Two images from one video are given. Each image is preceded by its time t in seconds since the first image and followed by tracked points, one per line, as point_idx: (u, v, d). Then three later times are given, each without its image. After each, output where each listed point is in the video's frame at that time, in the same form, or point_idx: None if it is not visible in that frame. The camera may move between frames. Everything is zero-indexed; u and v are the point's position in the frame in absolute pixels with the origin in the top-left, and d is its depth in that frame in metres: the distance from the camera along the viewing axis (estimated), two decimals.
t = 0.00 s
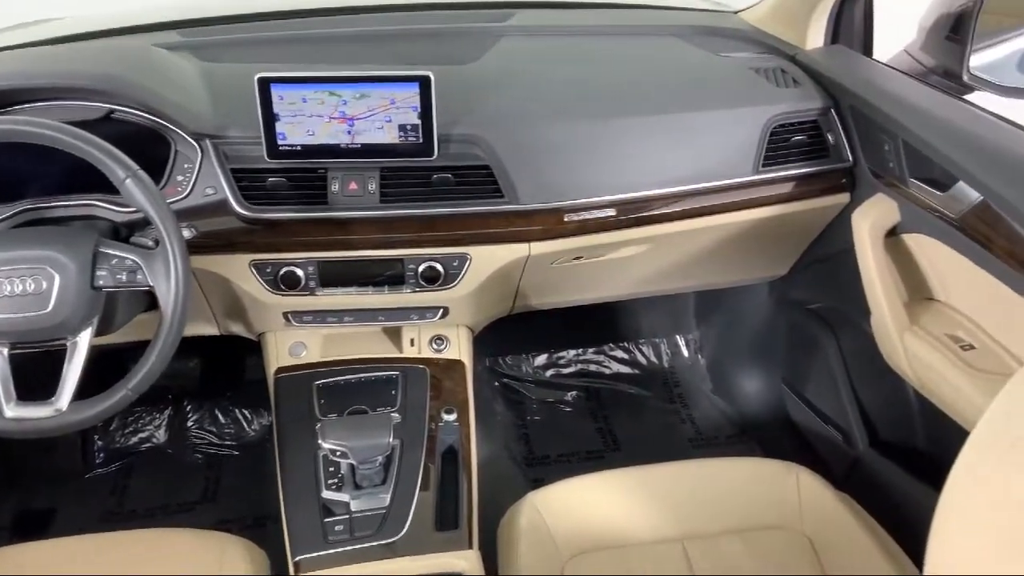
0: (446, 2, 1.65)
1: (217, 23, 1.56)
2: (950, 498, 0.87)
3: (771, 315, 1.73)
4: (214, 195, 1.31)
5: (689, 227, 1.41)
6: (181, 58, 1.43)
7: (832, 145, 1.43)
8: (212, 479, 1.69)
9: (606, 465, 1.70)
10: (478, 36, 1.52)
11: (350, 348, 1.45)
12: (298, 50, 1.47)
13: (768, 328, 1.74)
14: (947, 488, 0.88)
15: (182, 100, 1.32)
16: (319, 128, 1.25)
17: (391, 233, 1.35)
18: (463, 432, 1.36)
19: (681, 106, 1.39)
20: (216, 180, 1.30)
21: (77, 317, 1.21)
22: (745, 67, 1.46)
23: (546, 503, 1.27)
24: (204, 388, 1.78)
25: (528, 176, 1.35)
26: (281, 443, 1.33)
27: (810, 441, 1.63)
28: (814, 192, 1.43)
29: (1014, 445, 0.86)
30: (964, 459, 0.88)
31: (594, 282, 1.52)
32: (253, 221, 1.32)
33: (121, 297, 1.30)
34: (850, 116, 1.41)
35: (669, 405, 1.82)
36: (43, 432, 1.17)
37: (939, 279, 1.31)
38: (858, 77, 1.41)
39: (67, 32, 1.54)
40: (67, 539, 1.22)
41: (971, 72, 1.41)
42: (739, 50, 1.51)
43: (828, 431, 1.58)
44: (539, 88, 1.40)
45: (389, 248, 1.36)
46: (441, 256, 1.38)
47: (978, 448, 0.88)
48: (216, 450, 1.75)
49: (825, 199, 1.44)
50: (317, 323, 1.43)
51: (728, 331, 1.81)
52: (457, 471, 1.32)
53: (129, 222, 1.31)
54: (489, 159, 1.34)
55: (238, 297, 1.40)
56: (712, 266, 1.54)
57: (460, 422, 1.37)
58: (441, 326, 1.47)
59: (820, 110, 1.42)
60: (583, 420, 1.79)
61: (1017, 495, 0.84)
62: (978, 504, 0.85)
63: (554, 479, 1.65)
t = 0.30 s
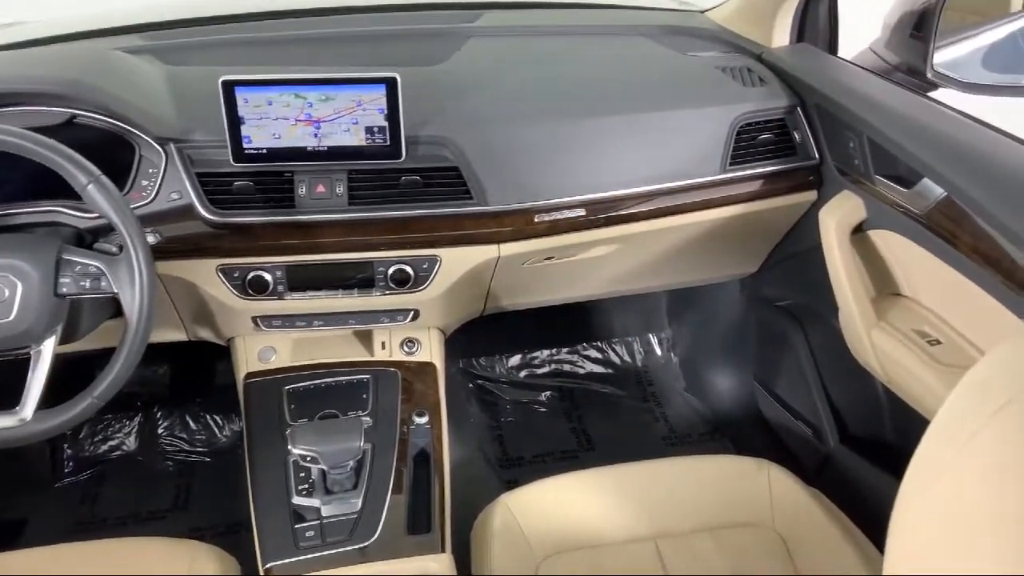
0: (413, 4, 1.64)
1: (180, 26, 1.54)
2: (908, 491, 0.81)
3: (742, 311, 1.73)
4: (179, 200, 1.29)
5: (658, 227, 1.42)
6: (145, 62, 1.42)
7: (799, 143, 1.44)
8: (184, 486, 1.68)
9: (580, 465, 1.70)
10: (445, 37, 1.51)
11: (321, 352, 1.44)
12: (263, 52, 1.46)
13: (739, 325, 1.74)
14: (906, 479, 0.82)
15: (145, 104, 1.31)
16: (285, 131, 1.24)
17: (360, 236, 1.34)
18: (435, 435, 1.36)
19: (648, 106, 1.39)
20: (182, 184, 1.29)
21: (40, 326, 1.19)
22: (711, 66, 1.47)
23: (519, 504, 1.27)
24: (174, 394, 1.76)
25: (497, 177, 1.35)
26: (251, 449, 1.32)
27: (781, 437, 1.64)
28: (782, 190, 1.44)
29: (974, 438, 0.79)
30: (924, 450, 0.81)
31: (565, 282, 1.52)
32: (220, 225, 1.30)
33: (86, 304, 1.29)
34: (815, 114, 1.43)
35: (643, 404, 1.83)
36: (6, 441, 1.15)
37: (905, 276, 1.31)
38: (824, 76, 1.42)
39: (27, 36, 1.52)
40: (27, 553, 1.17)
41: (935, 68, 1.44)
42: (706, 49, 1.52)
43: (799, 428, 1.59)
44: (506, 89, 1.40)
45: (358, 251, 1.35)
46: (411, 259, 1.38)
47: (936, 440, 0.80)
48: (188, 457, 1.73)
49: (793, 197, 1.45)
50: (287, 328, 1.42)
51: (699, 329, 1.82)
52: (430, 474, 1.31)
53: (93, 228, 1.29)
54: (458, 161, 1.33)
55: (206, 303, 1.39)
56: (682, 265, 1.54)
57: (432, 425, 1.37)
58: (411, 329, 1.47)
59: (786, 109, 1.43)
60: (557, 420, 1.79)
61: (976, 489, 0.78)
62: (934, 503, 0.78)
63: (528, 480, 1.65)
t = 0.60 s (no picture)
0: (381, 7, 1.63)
1: (144, 30, 1.53)
2: (870, 487, 0.75)
3: (714, 310, 1.73)
4: (145, 206, 1.28)
5: (627, 228, 1.42)
6: (110, 67, 1.40)
7: (766, 143, 1.45)
8: (156, 494, 1.66)
9: (556, 466, 1.70)
10: (413, 39, 1.51)
11: (292, 356, 1.43)
12: (230, 56, 1.45)
13: (711, 324, 1.75)
14: (867, 473, 0.76)
15: (110, 110, 1.29)
16: (252, 134, 1.23)
17: (329, 239, 1.33)
18: (407, 439, 1.35)
19: (617, 107, 1.39)
20: (147, 190, 1.27)
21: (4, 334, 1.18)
22: (679, 67, 1.48)
23: (491, 506, 1.26)
24: (144, 401, 1.74)
25: (467, 180, 1.34)
26: (220, 456, 1.31)
27: (753, 435, 1.65)
28: (751, 189, 1.45)
29: (929, 431, 0.72)
30: (885, 441, 0.76)
31: (537, 284, 1.52)
32: (187, 231, 1.29)
33: (51, 310, 1.27)
34: (782, 114, 1.44)
35: (617, 404, 1.83)
36: None
37: (873, 273, 1.32)
38: (791, 76, 1.43)
39: None
40: None
41: (901, 68, 1.43)
42: (674, 51, 1.53)
43: (771, 426, 1.60)
44: (475, 90, 1.39)
45: (328, 255, 1.34)
46: (381, 262, 1.37)
47: (894, 430, 0.75)
48: (159, 464, 1.72)
49: (762, 197, 1.46)
50: (256, 333, 1.41)
51: (672, 328, 1.83)
52: (402, 478, 1.30)
53: (58, 235, 1.27)
54: (427, 163, 1.33)
55: (174, 309, 1.38)
56: (653, 265, 1.55)
57: (404, 429, 1.36)
58: (383, 332, 1.46)
59: (754, 109, 1.44)
60: (532, 421, 1.79)
61: (935, 490, 0.70)
62: (893, 499, 0.72)
63: (502, 482, 1.65)
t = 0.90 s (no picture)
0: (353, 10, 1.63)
1: (112, 33, 1.51)
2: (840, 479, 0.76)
3: (688, 308, 1.74)
4: (114, 210, 1.26)
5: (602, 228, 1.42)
6: (78, 69, 1.39)
7: (738, 143, 1.45)
8: (129, 500, 1.64)
9: (534, 467, 1.70)
10: (385, 41, 1.51)
11: (266, 361, 1.43)
12: (200, 57, 1.44)
13: (686, 323, 1.76)
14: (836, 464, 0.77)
15: (78, 113, 1.28)
16: (222, 137, 1.22)
17: (301, 243, 1.32)
18: (382, 442, 1.34)
19: (589, 107, 1.40)
20: (117, 195, 1.26)
21: None
22: (651, 67, 1.48)
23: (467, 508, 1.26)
24: (117, 408, 1.73)
25: (440, 181, 1.34)
26: (193, 462, 1.29)
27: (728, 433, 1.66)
28: (723, 189, 1.45)
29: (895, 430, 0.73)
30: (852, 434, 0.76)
31: (512, 285, 1.52)
32: (157, 235, 1.28)
33: (19, 317, 1.25)
34: (754, 114, 1.45)
35: (594, 404, 1.84)
36: None
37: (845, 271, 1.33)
38: (761, 77, 1.44)
39: None
40: None
41: (869, 67, 1.44)
42: (646, 51, 1.53)
43: (746, 424, 1.60)
44: (447, 91, 1.39)
45: (301, 259, 1.33)
46: (354, 265, 1.36)
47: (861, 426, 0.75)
48: (133, 470, 1.70)
49: (735, 197, 1.47)
50: (229, 338, 1.40)
51: (648, 328, 1.84)
52: (377, 481, 1.30)
53: (26, 241, 1.25)
54: (400, 165, 1.32)
55: (145, 315, 1.36)
56: (628, 265, 1.55)
57: (379, 432, 1.35)
58: (358, 335, 1.46)
59: (726, 109, 1.45)
60: (509, 421, 1.79)
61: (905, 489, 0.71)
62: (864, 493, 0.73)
63: (480, 483, 1.65)
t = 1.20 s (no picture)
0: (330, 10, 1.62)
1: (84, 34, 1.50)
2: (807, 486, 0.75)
3: (667, 308, 1.75)
4: (86, 214, 1.25)
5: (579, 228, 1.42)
6: (48, 72, 1.37)
7: (713, 142, 1.46)
8: (105, 506, 1.63)
9: (514, 467, 1.70)
10: (361, 43, 1.50)
11: (242, 364, 1.41)
12: (174, 59, 1.42)
13: (664, 322, 1.76)
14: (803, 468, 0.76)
15: (48, 116, 1.27)
16: (195, 139, 1.21)
17: (277, 245, 1.31)
18: (360, 445, 1.34)
19: (565, 107, 1.40)
20: (89, 198, 1.25)
21: None
22: (626, 67, 1.49)
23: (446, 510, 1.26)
24: (93, 413, 1.71)
25: (417, 183, 1.34)
26: (168, 467, 1.27)
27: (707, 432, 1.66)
28: (699, 189, 1.46)
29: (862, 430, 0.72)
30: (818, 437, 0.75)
31: (489, 286, 1.52)
32: (130, 238, 1.27)
33: None
34: (729, 113, 1.45)
35: (574, 404, 1.83)
36: None
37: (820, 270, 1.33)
38: (736, 76, 1.45)
39: None
40: None
41: (843, 66, 1.44)
42: (622, 51, 1.53)
43: (725, 423, 1.61)
44: (422, 92, 1.39)
45: (276, 261, 1.33)
46: (330, 267, 1.36)
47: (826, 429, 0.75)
48: (109, 476, 1.68)
49: (711, 196, 1.48)
50: (204, 342, 1.38)
51: (626, 326, 1.84)
52: (356, 484, 1.29)
53: None
54: (376, 167, 1.32)
55: (119, 319, 1.35)
56: (605, 265, 1.55)
57: (357, 435, 1.35)
58: (335, 338, 1.45)
59: (701, 109, 1.45)
60: (489, 422, 1.79)
61: (877, 493, 0.71)
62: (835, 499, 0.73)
63: (460, 484, 1.64)
